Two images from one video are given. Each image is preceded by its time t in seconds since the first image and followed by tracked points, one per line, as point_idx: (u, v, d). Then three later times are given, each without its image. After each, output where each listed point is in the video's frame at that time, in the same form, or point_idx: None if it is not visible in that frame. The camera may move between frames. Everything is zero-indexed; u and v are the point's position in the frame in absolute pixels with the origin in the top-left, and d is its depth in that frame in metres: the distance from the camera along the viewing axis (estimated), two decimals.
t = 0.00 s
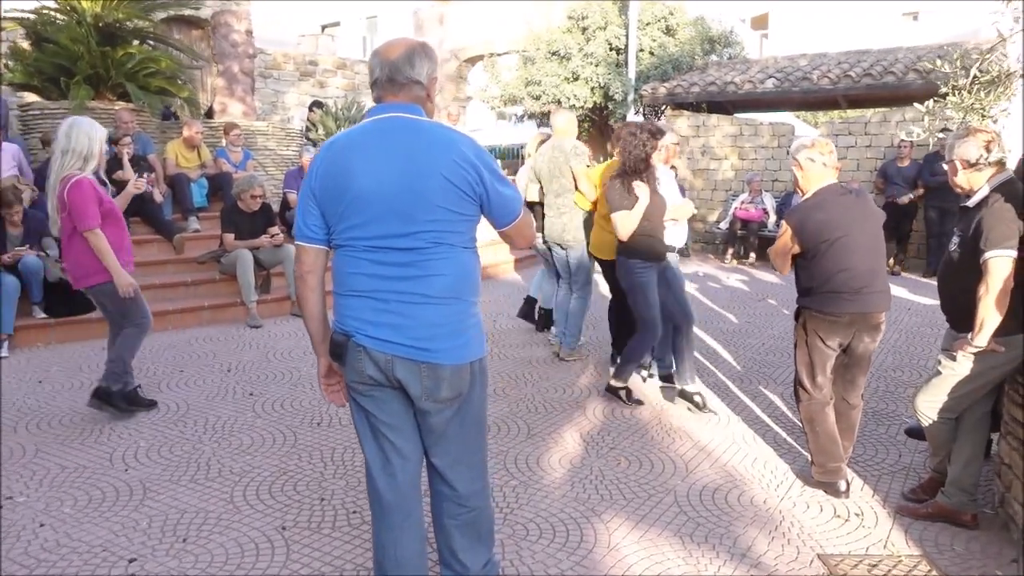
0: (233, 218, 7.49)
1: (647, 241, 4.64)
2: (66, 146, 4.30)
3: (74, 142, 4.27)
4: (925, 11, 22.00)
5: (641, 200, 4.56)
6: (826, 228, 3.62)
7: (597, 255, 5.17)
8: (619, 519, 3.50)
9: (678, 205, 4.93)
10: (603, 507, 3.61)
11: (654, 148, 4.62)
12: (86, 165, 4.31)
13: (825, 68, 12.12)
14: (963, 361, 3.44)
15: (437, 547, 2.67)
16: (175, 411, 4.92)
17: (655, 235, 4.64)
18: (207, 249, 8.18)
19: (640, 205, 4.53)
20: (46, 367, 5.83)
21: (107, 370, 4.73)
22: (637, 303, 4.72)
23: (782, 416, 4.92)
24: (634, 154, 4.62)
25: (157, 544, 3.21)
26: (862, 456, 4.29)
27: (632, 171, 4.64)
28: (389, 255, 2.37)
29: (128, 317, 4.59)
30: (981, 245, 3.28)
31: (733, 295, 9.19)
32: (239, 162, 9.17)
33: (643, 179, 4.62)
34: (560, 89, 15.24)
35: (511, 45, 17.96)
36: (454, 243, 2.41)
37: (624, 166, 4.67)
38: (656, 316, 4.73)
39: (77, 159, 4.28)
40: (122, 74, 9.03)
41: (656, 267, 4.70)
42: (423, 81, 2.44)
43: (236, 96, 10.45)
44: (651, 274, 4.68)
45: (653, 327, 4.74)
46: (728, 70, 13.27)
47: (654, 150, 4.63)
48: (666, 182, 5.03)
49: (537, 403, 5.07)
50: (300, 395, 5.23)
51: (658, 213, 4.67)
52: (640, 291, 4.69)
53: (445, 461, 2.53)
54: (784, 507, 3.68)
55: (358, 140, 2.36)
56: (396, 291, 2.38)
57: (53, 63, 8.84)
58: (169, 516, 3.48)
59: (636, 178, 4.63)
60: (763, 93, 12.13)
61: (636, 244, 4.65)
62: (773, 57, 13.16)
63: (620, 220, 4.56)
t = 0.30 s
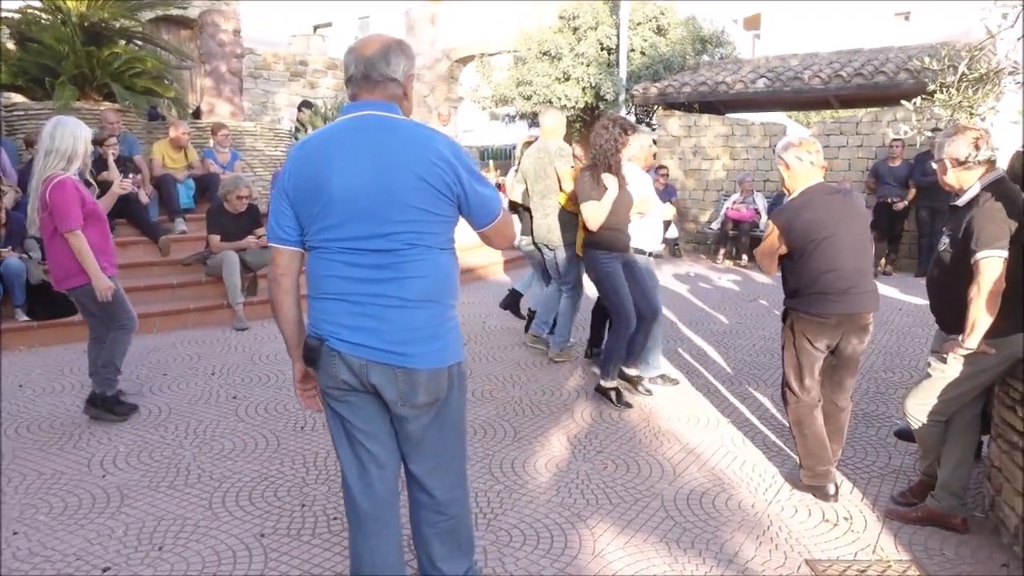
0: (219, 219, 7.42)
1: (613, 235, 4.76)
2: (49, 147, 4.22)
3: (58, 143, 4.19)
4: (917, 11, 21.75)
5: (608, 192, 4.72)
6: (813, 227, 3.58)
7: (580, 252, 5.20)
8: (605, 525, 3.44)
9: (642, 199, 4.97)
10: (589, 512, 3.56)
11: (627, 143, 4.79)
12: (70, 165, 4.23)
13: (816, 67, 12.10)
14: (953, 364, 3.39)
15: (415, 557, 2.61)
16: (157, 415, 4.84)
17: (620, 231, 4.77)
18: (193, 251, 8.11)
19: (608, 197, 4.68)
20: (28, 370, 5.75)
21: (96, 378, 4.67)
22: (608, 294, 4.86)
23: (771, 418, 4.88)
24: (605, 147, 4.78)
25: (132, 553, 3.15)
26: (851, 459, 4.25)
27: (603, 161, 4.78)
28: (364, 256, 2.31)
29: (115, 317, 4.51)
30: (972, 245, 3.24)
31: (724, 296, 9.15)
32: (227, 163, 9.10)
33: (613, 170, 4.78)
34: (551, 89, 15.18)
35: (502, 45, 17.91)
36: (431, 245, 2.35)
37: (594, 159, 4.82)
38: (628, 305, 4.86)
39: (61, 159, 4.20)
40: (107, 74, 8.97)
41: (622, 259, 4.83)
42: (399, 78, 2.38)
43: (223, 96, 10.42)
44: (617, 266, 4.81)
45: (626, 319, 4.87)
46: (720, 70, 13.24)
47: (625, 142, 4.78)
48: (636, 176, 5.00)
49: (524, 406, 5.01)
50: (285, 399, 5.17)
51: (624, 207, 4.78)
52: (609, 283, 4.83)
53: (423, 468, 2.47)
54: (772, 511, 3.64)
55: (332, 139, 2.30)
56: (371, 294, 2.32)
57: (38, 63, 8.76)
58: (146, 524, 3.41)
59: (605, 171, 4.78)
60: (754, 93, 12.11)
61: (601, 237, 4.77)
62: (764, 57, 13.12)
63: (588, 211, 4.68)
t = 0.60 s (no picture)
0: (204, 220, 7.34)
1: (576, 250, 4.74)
2: (6, 142, 4.12)
3: (15, 139, 4.10)
4: (908, 10, 21.82)
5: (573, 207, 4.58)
6: (797, 227, 3.52)
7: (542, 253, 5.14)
8: (586, 529, 3.38)
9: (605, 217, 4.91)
10: (570, 516, 3.50)
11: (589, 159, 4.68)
12: (29, 163, 4.15)
13: (807, 67, 12.06)
14: (939, 366, 3.33)
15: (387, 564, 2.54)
16: (135, 418, 4.77)
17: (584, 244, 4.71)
18: (178, 251, 8.02)
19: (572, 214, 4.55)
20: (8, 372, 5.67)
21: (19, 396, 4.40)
22: (593, 306, 4.75)
23: (757, 419, 4.82)
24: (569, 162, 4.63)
25: (101, 561, 3.08)
26: (838, 461, 4.20)
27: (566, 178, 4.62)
28: (329, 257, 2.24)
29: (44, 329, 4.33)
30: (957, 244, 3.19)
31: (714, 296, 9.10)
32: (213, 162, 9.02)
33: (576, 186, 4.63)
34: (542, 88, 15.12)
35: (493, 45, 17.85)
36: (399, 244, 2.29)
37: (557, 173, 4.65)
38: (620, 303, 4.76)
39: (20, 156, 4.11)
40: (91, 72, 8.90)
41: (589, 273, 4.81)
42: (367, 73, 2.32)
43: (210, 95, 10.38)
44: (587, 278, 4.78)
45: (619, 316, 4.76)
46: (710, 69, 13.20)
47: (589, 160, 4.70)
48: (599, 184, 5.01)
49: (509, 408, 4.95)
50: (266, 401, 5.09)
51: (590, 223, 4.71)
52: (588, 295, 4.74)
53: (393, 473, 2.41)
54: (756, 515, 3.58)
55: (296, 136, 2.24)
56: (337, 296, 2.26)
57: (20, 62, 8.68)
58: (116, 530, 3.34)
59: (569, 187, 4.63)
60: (744, 92, 12.07)
61: (568, 250, 4.73)
62: (755, 56, 13.09)
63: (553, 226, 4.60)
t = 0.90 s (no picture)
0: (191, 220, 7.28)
1: (535, 246, 4.58)
2: None
3: None
4: (902, 13, 22.06)
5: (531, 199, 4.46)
6: (784, 226, 3.48)
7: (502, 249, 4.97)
8: (568, 534, 3.34)
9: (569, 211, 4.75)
10: (553, 521, 3.45)
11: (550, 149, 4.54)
12: None
13: (799, 67, 12.04)
14: (926, 369, 3.28)
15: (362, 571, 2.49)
16: (117, 421, 4.71)
17: (546, 239, 4.58)
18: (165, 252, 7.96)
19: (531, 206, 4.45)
20: None
21: None
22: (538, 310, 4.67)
23: (746, 421, 4.78)
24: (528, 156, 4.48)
25: (75, 567, 3.03)
26: (825, 464, 4.16)
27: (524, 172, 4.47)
28: (299, 257, 2.20)
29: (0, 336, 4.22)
30: (943, 246, 3.15)
31: (705, 296, 9.06)
32: (201, 163, 8.96)
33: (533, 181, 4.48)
34: (534, 89, 15.08)
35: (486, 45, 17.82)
36: (371, 243, 2.24)
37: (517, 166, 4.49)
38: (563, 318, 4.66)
39: None
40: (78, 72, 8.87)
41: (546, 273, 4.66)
42: (338, 71, 2.27)
43: (198, 95, 10.33)
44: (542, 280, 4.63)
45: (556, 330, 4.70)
46: (703, 70, 13.17)
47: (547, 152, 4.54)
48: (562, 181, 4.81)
49: (496, 410, 4.91)
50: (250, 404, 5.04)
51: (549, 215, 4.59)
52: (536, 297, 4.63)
53: (365, 478, 2.36)
54: (742, 518, 3.54)
55: (264, 135, 2.19)
56: (307, 297, 2.21)
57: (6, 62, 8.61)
58: (91, 536, 3.29)
59: (529, 180, 4.48)
60: (736, 92, 12.05)
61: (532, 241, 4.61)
62: (747, 57, 13.07)
63: (514, 222, 4.44)
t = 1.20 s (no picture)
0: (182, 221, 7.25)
1: (489, 234, 4.45)
2: None
3: None
4: (897, 13, 21.68)
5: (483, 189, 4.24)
6: (775, 228, 3.45)
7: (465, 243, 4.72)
8: (557, 538, 3.31)
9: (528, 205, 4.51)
10: (542, 524, 3.42)
11: (490, 135, 4.29)
12: None
13: (793, 68, 12.04)
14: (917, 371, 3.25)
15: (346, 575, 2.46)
16: (104, 423, 4.67)
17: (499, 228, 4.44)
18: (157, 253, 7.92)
19: (480, 198, 4.21)
20: None
21: None
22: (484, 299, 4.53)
23: (738, 423, 4.76)
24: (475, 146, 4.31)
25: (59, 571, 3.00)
26: (817, 466, 4.14)
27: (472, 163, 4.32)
28: (280, 258, 2.17)
29: None
30: (934, 247, 3.12)
31: (699, 298, 9.04)
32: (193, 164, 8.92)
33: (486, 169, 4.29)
34: (528, 89, 15.07)
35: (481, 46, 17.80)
36: (354, 244, 2.21)
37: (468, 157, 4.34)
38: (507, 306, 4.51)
39: None
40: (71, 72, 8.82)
41: (500, 263, 4.52)
42: (320, 71, 2.25)
43: (191, 96, 10.31)
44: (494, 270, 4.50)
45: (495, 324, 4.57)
46: (697, 70, 13.17)
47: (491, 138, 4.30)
48: (519, 178, 4.69)
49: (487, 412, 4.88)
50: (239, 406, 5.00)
51: (503, 205, 4.40)
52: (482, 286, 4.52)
53: (348, 482, 2.33)
54: (732, 521, 3.52)
55: (246, 135, 2.16)
56: (289, 299, 2.19)
57: None
58: (75, 540, 3.26)
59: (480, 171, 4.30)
60: (731, 93, 12.04)
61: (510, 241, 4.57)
62: (742, 57, 13.06)
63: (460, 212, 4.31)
